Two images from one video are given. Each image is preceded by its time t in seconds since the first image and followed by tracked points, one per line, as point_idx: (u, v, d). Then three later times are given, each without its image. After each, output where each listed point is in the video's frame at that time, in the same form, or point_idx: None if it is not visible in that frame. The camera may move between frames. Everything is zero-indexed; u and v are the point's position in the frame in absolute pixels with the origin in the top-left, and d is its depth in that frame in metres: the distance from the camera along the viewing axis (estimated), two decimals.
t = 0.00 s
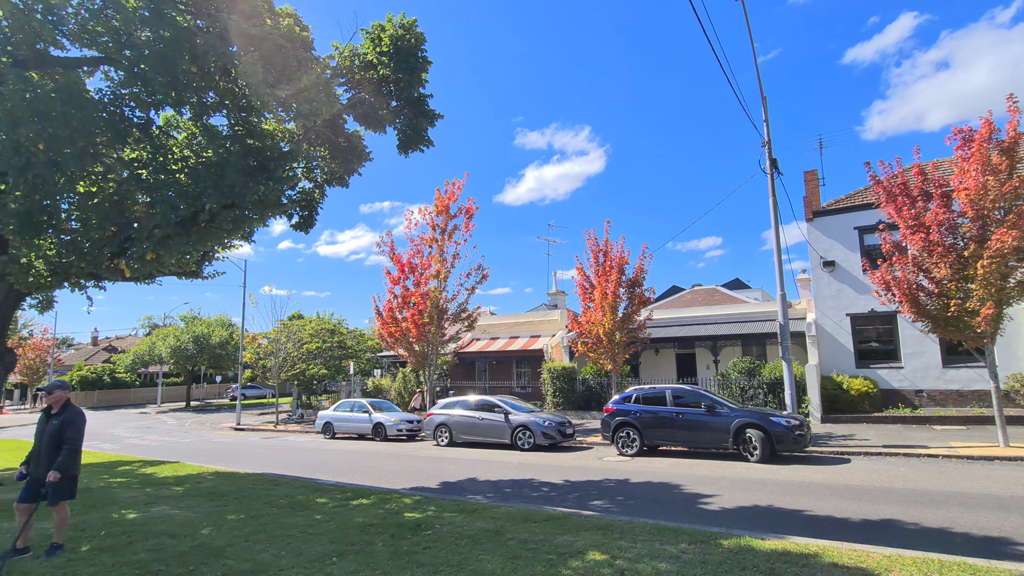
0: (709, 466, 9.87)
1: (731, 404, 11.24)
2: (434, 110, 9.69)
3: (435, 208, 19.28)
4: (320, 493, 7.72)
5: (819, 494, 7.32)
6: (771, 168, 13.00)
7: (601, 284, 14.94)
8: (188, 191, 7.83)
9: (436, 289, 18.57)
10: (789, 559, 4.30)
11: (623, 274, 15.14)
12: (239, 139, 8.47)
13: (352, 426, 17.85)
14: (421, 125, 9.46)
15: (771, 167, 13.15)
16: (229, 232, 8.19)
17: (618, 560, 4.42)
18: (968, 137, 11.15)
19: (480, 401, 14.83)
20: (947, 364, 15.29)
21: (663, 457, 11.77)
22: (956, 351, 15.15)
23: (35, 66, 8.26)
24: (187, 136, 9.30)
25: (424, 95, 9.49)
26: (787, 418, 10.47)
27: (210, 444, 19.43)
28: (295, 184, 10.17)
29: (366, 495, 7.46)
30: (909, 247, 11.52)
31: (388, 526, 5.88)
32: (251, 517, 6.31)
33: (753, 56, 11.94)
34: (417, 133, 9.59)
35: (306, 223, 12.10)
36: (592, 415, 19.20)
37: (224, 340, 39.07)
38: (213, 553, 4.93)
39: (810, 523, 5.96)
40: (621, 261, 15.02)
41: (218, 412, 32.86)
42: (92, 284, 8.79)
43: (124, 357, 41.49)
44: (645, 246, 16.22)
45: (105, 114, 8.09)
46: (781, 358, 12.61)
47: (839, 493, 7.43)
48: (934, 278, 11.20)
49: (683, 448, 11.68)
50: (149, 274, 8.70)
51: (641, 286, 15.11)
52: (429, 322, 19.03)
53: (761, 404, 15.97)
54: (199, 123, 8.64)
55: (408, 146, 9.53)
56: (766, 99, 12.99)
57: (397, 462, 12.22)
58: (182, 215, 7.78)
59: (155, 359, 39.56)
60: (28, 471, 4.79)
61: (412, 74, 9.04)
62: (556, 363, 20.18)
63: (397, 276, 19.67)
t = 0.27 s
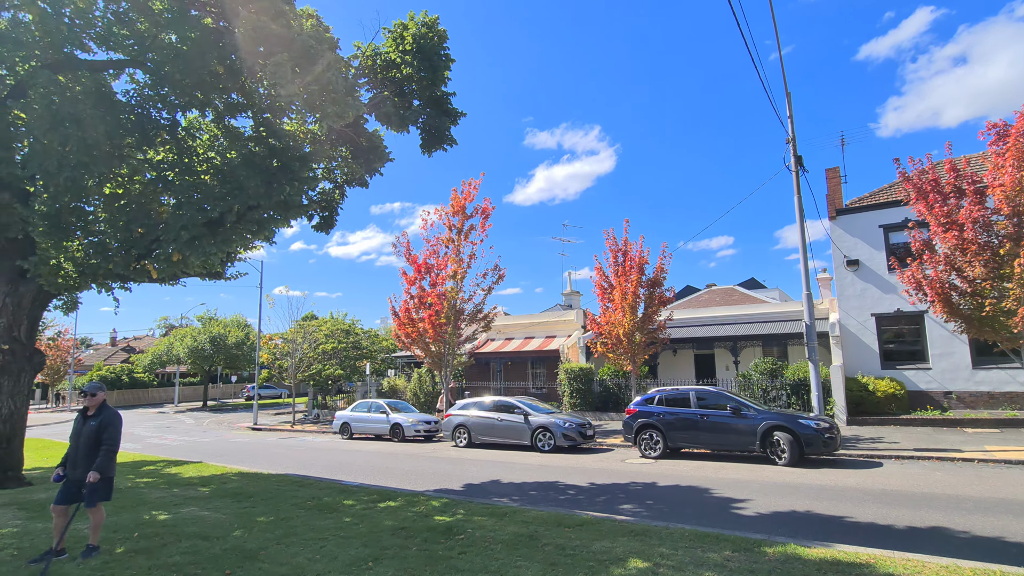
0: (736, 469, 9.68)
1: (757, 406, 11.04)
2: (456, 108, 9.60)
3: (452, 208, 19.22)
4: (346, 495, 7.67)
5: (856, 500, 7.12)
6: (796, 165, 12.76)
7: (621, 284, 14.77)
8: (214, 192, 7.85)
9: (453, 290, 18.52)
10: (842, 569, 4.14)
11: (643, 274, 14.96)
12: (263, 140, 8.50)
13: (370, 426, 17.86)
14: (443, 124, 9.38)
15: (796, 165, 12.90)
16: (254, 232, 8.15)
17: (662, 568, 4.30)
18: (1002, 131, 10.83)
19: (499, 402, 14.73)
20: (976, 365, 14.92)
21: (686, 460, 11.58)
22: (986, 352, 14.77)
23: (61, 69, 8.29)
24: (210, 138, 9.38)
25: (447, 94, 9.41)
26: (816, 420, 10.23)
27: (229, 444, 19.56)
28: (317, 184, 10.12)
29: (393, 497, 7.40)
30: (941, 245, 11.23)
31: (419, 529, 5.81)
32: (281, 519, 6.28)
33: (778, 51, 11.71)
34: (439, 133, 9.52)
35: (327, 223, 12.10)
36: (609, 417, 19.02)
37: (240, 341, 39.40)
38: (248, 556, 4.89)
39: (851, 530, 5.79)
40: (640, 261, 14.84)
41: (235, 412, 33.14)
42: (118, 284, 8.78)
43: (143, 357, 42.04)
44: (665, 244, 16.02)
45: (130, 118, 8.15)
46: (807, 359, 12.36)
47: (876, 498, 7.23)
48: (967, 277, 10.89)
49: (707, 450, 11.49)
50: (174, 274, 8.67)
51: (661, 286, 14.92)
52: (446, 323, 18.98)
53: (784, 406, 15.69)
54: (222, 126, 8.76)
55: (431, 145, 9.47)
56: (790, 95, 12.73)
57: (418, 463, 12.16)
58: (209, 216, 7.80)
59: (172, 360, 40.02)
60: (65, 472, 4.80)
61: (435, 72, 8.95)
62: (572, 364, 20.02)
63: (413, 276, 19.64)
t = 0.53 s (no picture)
0: (788, 473, 9.29)
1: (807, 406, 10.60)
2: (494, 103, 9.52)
3: (484, 207, 19.19)
4: (390, 493, 7.67)
5: (924, 506, 6.71)
6: (846, 155, 12.21)
7: (659, 281, 14.44)
8: (261, 192, 7.99)
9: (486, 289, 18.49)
10: None
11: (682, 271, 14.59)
12: (307, 139, 8.61)
13: (405, 425, 17.99)
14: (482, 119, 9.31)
15: (846, 155, 12.35)
16: (298, 232, 8.19)
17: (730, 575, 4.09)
18: None
19: (536, 401, 14.59)
20: None
21: (731, 462, 11.20)
22: None
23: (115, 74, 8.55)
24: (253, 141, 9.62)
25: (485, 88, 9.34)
26: (872, 422, 9.73)
27: (269, 440, 20.02)
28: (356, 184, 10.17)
29: (437, 495, 7.35)
30: (1006, 237, 10.54)
31: (468, 528, 5.73)
32: (329, 515, 6.31)
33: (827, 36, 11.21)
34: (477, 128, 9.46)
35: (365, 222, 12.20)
36: (646, 417, 18.64)
37: (277, 340, 40.41)
38: (302, 552, 4.89)
39: (925, 539, 5.42)
40: (679, 257, 14.48)
41: (272, 410, 33.98)
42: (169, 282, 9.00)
43: (186, 356, 43.61)
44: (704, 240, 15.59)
45: (179, 120, 8.33)
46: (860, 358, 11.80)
47: (946, 505, 6.79)
48: None
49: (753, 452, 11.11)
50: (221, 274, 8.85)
51: (700, 283, 14.53)
52: (479, 322, 18.97)
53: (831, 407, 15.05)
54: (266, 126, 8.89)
55: (470, 141, 9.42)
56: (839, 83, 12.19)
57: (456, 462, 12.14)
58: (255, 215, 7.93)
59: (213, 358, 41.37)
60: (126, 465, 4.87)
61: (473, 67, 8.89)
62: (607, 363, 19.70)
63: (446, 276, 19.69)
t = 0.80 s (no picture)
0: (855, 482, 8.74)
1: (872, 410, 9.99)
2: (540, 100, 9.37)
3: (524, 207, 19.06)
4: (441, 495, 7.62)
5: (1019, 522, 6.12)
6: (912, 143, 11.47)
7: (707, 279, 13.97)
8: (313, 196, 8.09)
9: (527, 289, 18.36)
10: None
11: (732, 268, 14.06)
12: (356, 142, 8.77)
13: (447, 425, 18.05)
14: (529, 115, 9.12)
15: (913, 143, 11.59)
16: (350, 233, 8.18)
17: None
18: None
19: (580, 403, 14.34)
20: None
21: (790, 468, 10.67)
22: None
23: (173, 85, 8.86)
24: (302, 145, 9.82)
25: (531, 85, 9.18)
26: (949, 428, 9.05)
27: (316, 439, 20.48)
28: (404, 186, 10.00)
29: (488, 498, 7.25)
30: None
31: (525, 533, 5.57)
32: (384, 517, 6.29)
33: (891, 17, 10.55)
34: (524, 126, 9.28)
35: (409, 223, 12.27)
36: (692, 420, 18.08)
37: (319, 341, 41.52)
38: (361, 554, 4.86)
39: None
40: (729, 254, 13.97)
41: (316, 409, 34.87)
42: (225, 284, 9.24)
43: (235, 357, 45.34)
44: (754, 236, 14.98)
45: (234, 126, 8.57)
46: (931, 359, 11.04)
47: None
48: None
49: (813, 459, 10.56)
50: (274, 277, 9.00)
51: (751, 281, 13.98)
52: (520, 322, 18.85)
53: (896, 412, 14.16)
54: (315, 131, 9.04)
55: (517, 139, 9.27)
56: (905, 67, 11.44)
57: (500, 464, 12.04)
58: (308, 217, 8.03)
59: (261, 359, 42.86)
60: (192, 463, 4.95)
61: (518, 63, 8.77)
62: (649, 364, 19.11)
63: (485, 276, 19.66)
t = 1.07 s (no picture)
0: (932, 491, 8.13)
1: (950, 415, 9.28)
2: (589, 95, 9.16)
3: (566, 205, 18.84)
4: (492, 495, 7.54)
5: None
6: (990, 128, 10.63)
7: (761, 276, 13.41)
8: (364, 196, 8.15)
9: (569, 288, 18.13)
10: None
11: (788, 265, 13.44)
12: (405, 141, 8.89)
13: (490, 425, 18.02)
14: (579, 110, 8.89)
15: (991, 127, 10.74)
16: (400, 233, 8.20)
17: None
18: None
19: (627, 404, 14.01)
20: None
21: (856, 476, 10.05)
22: None
23: (230, 92, 9.15)
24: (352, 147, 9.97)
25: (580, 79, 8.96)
26: None
27: (361, 437, 20.88)
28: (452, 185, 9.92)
29: (541, 500, 7.11)
30: None
31: (585, 537, 5.40)
32: (439, 516, 6.24)
33: None
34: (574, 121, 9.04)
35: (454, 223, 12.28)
36: (742, 423, 17.40)
37: (362, 341, 42.49)
38: (422, 554, 4.81)
39: None
40: (784, 250, 13.36)
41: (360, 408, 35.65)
42: (278, 285, 9.46)
43: (283, 356, 46.97)
44: (811, 230, 14.27)
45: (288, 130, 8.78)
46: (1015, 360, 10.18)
47: None
48: None
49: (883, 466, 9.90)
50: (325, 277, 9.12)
51: (809, 277, 13.32)
52: (562, 322, 18.64)
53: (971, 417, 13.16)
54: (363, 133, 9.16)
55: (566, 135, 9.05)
56: (980, 45, 10.62)
57: (547, 465, 11.89)
58: (358, 217, 8.09)
59: (307, 358, 44.23)
60: (257, 458, 5.05)
61: (566, 58, 8.58)
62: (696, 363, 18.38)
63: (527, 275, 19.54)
